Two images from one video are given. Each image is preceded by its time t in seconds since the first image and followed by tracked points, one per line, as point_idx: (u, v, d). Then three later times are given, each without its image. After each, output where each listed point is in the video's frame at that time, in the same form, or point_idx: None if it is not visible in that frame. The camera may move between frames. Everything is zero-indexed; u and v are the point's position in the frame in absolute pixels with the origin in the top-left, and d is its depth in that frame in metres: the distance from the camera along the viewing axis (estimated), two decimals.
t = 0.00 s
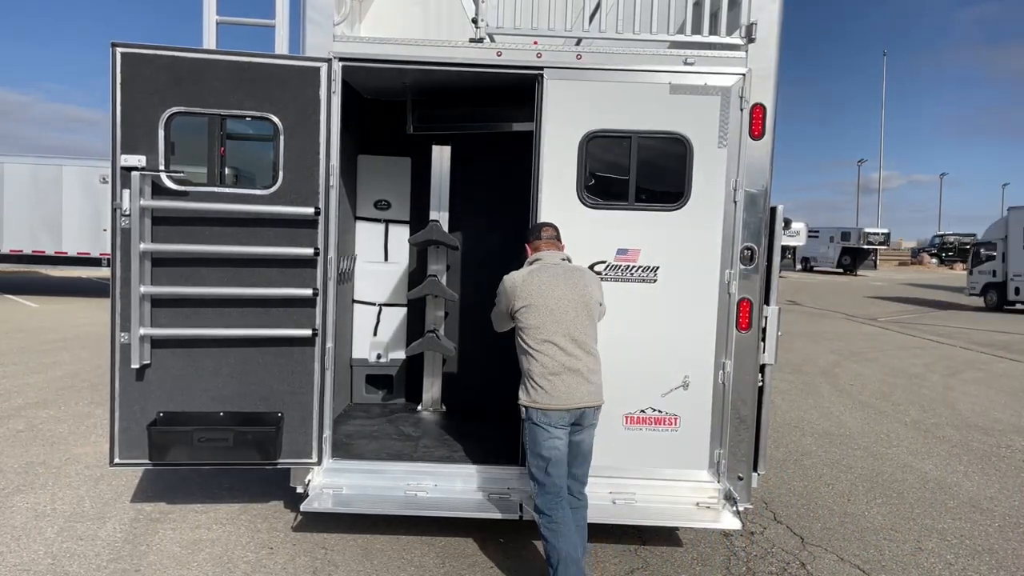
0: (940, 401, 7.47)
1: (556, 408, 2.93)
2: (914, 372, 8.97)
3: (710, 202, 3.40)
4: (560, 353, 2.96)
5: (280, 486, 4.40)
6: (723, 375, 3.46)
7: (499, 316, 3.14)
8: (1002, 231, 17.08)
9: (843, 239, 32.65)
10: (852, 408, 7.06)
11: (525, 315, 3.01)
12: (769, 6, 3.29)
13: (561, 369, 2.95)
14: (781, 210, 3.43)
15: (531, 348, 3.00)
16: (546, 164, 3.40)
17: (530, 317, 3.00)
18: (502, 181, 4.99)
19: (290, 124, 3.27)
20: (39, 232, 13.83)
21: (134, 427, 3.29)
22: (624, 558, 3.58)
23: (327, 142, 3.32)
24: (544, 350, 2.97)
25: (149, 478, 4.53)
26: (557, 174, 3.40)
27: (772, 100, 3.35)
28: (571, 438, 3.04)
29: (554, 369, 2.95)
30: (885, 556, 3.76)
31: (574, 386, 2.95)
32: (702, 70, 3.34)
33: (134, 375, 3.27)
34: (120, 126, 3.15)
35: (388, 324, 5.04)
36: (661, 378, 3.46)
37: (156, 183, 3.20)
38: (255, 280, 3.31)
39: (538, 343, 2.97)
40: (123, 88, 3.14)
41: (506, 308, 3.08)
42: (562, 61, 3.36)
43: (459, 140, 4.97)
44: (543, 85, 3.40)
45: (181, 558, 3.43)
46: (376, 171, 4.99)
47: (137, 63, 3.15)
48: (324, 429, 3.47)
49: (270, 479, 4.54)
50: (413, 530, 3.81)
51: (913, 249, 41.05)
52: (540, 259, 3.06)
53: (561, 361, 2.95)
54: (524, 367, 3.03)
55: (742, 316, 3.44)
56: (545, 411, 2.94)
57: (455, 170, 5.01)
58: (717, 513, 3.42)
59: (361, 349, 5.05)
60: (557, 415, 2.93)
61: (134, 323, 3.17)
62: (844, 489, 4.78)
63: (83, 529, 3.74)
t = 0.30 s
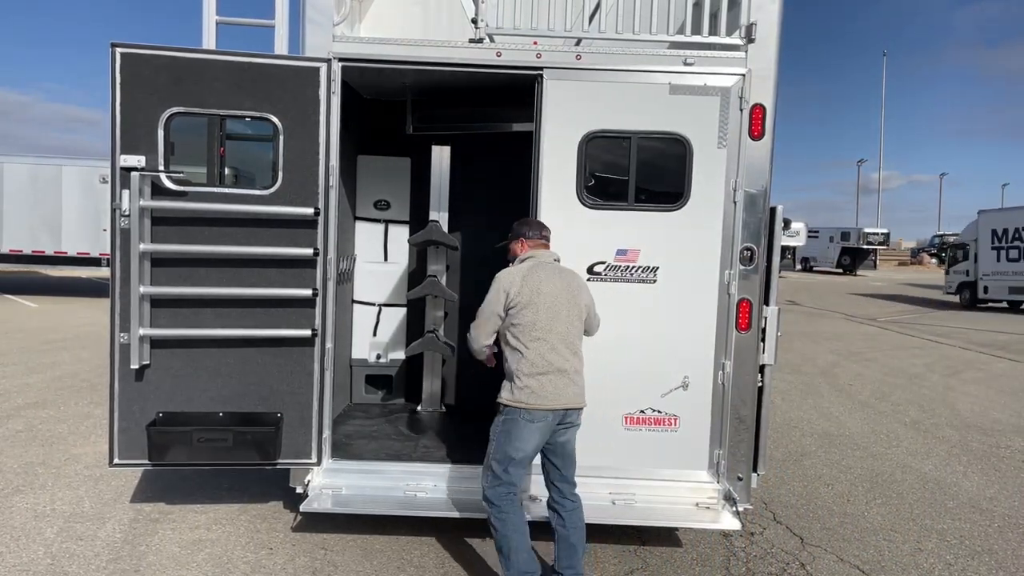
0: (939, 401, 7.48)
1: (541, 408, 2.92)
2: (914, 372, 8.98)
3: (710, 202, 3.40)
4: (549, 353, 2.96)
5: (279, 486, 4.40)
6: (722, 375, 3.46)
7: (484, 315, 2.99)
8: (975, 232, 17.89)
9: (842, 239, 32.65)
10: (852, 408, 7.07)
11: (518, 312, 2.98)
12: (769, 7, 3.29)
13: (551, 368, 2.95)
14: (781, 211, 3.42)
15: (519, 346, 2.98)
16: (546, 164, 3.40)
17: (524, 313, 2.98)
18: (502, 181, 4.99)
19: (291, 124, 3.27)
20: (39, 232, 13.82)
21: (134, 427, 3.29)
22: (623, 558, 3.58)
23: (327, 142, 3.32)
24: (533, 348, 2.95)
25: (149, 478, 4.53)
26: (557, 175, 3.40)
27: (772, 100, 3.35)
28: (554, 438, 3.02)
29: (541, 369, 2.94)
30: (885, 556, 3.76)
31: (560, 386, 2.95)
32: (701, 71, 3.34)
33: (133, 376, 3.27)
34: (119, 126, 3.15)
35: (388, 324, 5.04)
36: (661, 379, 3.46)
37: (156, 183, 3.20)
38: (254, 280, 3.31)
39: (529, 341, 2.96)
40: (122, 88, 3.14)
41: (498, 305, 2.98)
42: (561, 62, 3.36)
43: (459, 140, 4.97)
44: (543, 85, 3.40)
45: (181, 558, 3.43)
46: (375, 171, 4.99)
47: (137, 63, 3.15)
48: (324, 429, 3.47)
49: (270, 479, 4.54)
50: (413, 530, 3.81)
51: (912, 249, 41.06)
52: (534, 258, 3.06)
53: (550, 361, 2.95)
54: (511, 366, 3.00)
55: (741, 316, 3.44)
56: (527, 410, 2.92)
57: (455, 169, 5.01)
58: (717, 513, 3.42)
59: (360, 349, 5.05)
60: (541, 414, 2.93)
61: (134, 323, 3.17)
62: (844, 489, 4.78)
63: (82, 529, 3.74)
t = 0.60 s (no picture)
0: (939, 401, 7.48)
1: (514, 419, 2.91)
2: (914, 372, 8.98)
3: (710, 202, 3.40)
4: (521, 360, 2.94)
5: (279, 486, 4.40)
6: (723, 375, 3.46)
7: (463, 334, 2.80)
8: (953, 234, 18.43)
9: (842, 239, 32.64)
10: (852, 407, 7.07)
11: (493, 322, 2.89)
12: (769, 7, 3.29)
13: (524, 377, 2.94)
14: (781, 211, 3.42)
15: (490, 356, 2.91)
16: (546, 164, 3.40)
17: (498, 323, 2.91)
18: (502, 181, 5.00)
19: (290, 124, 3.27)
20: (39, 233, 13.82)
21: (133, 427, 3.28)
22: (623, 558, 3.58)
23: (326, 142, 3.31)
24: (507, 357, 2.91)
25: (149, 478, 4.53)
26: (557, 175, 3.40)
27: (772, 100, 3.35)
28: (524, 441, 3.02)
29: (514, 379, 2.91)
30: (886, 556, 3.76)
31: (531, 394, 2.95)
32: (701, 70, 3.33)
33: (133, 376, 3.26)
34: (119, 126, 3.15)
35: (388, 324, 5.04)
36: (661, 379, 3.46)
37: (155, 183, 3.19)
38: (255, 280, 3.31)
39: (502, 350, 2.91)
40: (122, 88, 3.13)
41: (478, 319, 2.83)
42: (562, 61, 3.35)
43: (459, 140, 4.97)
44: (544, 85, 3.39)
45: (181, 558, 3.42)
46: (376, 171, 4.98)
47: (136, 63, 3.14)
48: (324, 429, 3.47)
49: (270, 479, 4.54)
50: (413, 530, 3.81)
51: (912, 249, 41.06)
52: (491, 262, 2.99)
53: (522, 370, 2.93)
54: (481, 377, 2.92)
55: (742, 316, 3.43)
56: (498, 419, 2.90)
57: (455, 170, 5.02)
58: (717, 513, 3.41)
59: (360, 349, 5.05)
60: (513, 423, 2.92)
61: (134, 323, 3.17)
62: (844, 489, 4.78)
63: (82, 529, 3.74)
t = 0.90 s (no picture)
0: (939, 401, 7.47)
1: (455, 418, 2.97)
2: (914, 372, 8.97)
3: (711, 202, 3.40)
4: (458, 358, 2.99)
5: (279, 486, 4.40)
6: (723, 375, 3.46)
7: (412, 335, 2.78)
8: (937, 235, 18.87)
9: (842, 239, 32.63)
10: (852, 407, 7.06)
11: (437, 321, 2.89)
12: (769, 6, 3.29)
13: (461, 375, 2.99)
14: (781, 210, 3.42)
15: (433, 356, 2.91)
16: (546, 164, 3.39)
17: (440, 322, 2.92)
18: (501, 181, 5.00)
19: (290, 124, 3.27)
20: (39, 234, 13.81)
21: (133, 427, 3.28)
22: (623, 558, 3.58)
23: (326, 142, 3.31)
24: (447, 356, 2.95)
25: (149, 478, 4.53)
26: (558, 176, 3.40)
27: (772, 100, 3.35)
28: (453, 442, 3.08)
29: (454, 378, 2.96)
30: (885, 556, 3.76)
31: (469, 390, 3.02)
32: (701, 70, 3.33)
33: (132, 376, 3.26)
34: (118, 126, 3.14)
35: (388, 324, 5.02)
36: (660, 379, 3.46)
37: (155, 183, 3.19)
38: (255, 280, 3.31)
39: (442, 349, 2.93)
40: (121, 88, 3.13)
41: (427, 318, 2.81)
42: (561, 62, 3.35)
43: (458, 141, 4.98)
44: (543, 86, 3.39)
45: (181, 558, 3.43)
46: (376, 171, 4.93)
47: (136, 63, 3.14)
48: (324, 429, 3.47)
49: (269, 479, 4.54)
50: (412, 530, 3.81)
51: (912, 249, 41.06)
52: (426, 256, 2.98)
53: (459, 367, 2.99)
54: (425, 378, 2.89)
55: (742, 316, 3.43)
56: (443, 420, 2.94)
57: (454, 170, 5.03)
58: (717, 513, 3.40)
59: (360, 349, 5.05)
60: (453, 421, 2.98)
61: (133, 323, 3.16)
62: (844, 489, 4.78)
63: (82, 529, 3.73)
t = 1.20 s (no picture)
0: (939, 401, 7.48)
1: (398, 421, 2.93)
2: (913, 373, 8.98)
3: (711, 202, 3.40)
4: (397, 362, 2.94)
5: (279, 486, 4.40)
6: (722, 375, 3.46)
7: (352, 342, 2.72)
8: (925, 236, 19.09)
9: (842, 239, 32.64)
10: (852, 408, 7.06)
11: (377, 325, 2.85)
12: (769, 7, 3.29)
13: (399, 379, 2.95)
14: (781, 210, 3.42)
15: (373, 360, 2.86)
16: (546, 164, 3.40)
17: (379, 327, 2.87)
18: (501, 182, 4.99)
19: (290, 124, 3.27)
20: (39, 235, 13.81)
21: (132, 427, 3.28)
22: (623, 558, 3.58)
23: (326, 142, 3.31)
24: (386, 360, 2.90)
25: (148, 479, 4.53)
26: (558, 175, 3.40)
27: (772, 100, 3.35)
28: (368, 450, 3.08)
29: (395, 380, 2.92)
30: (885, 556, 3.76)
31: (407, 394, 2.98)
32: (700, 70, 3.33)
33: (132, 376, 3.26)
34: (118, 126, 3.14)
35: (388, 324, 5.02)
36: (660, 379, 3.46)
37: (155, 183, 3.19)
38: (255, 280, 3.31)
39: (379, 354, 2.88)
40: (121, 87, 3.13)
41: (368, 324, 2.76)
42: (561, 62, 3.35)
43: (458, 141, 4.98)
44: (543, 86, 3.39)
45: (180, 559, 3.43)
46: (375, 171, 4.89)
47: (135, 63, 3.14)
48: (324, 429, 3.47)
49: (268, 480, 4.54)
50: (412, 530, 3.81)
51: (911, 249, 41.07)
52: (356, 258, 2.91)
53: (397, 371, 2.94)
54: (367, 383, 2.83)
55: (741, 316, 3.43)
56: (389, 423, 2.90)
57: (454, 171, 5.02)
58: (717, 514, 3.39)
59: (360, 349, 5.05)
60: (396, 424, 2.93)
61: (133, 323, 3.16)
62: (844, 489, 4.78)
63: (81, 529, 3.73)
